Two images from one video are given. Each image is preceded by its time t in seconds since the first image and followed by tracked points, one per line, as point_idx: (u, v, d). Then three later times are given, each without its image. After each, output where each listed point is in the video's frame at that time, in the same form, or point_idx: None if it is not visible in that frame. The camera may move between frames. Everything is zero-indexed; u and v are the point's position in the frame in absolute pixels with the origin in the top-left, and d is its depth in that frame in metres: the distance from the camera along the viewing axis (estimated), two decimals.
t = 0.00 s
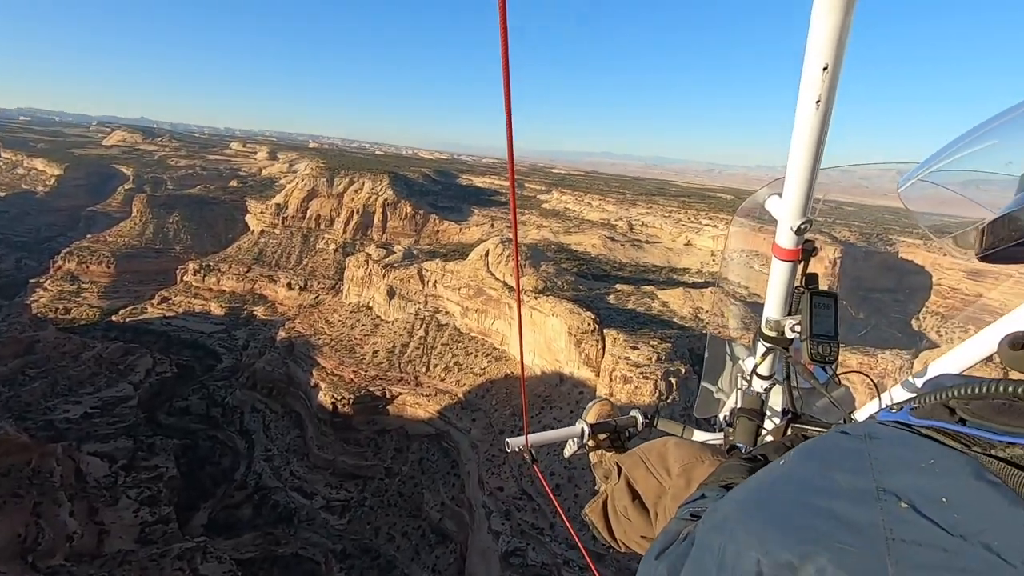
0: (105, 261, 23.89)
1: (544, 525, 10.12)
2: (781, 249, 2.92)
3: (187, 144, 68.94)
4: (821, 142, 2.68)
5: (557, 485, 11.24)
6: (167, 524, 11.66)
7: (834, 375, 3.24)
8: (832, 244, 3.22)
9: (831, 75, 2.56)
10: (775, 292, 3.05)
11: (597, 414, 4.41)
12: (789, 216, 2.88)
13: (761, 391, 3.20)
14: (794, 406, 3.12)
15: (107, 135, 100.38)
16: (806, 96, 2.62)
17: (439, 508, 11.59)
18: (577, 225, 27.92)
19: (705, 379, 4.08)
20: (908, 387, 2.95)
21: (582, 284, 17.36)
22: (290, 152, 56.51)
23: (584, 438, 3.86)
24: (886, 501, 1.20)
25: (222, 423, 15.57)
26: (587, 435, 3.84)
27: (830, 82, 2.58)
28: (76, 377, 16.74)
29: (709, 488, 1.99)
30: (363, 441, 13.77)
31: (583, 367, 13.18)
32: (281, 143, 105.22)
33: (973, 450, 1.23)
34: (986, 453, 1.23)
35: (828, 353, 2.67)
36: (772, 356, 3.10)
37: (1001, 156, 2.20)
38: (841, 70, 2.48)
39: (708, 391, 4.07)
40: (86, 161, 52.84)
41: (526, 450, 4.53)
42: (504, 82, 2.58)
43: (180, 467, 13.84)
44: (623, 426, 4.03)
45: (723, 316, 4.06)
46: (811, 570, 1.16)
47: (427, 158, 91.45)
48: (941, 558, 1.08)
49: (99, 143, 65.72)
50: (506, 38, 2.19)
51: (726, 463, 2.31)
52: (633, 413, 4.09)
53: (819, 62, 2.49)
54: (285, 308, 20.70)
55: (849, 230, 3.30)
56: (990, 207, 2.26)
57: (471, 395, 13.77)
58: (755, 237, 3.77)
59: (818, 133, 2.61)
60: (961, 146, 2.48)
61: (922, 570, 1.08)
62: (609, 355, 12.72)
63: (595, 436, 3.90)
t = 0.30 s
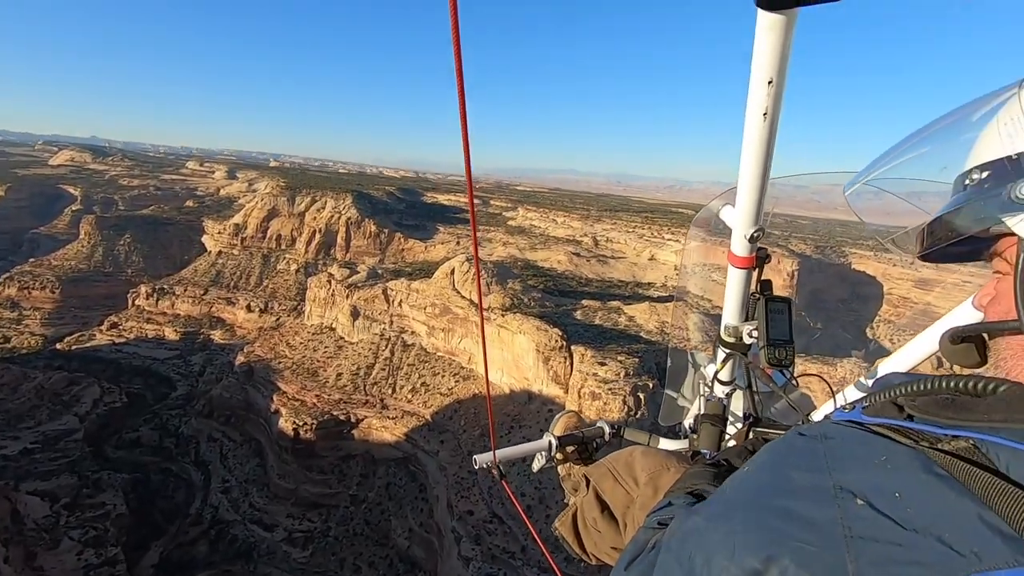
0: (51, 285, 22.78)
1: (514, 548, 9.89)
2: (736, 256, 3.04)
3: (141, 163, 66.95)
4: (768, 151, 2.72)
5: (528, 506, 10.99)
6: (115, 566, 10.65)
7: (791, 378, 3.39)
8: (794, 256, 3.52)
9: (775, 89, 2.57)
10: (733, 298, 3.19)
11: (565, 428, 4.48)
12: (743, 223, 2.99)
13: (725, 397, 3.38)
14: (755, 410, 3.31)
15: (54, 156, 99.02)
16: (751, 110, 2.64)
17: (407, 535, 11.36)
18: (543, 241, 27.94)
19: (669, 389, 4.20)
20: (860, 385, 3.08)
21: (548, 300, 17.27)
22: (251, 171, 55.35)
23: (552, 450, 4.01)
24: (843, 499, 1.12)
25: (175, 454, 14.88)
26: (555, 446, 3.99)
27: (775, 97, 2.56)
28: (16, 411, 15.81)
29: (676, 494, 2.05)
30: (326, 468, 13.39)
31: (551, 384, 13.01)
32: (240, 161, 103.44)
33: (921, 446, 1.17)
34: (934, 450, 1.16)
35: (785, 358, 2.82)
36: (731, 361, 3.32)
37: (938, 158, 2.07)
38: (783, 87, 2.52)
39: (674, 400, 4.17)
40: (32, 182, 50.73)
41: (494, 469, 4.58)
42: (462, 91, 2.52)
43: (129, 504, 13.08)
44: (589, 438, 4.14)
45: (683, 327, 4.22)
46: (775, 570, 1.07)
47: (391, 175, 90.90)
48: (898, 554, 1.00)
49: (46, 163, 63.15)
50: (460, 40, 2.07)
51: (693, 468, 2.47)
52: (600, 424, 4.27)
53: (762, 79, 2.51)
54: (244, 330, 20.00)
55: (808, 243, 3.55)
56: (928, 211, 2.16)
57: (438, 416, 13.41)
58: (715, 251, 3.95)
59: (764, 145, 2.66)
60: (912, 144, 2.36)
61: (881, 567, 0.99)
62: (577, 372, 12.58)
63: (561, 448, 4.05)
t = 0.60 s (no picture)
0: (12, 306, 21.97)
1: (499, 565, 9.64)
2: (708, 261, 2.94)
3: (110, 180, 65.56)
4: (735, 156, 2.57)
5: (512, 522, 10.73)
6: None
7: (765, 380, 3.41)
8: (769, 261, 3.49)
9: (742, 90, 2.41)
10: (707, 301, 3.12)
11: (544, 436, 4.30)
12: (712, 226, 2.86)
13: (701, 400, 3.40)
14: (732, 412, 3.35)
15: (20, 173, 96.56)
16: (717, 114, 2.49)
17: (387, 556, 11.18)
18: (521, 253, 27.84)
19: (647, 393, 4.07)
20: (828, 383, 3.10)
21: (528, 311, 17.12)
22: (224, 186, 54.44)
23: (531, 460, 3.86)
24: (818, 495, 1.13)
25: (144, 480, 14.44)
26: (535, 455, 3.87)
27: (740, 101, 2.41)
28: None
29: (655, 499, 1.96)
30: (303, 489, 13.00)
31: (533, 397, 12.82)
32: (213, 175, 101.81)
33: (892, 440, 1.17)
34: (905, 443, 1.16)
35: (760, 359, 2.85)
36: (707, 363, 3.26)
37: (908, 155, 1.99)
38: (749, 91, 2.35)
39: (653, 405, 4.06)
40: None
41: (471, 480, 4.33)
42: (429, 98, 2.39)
43: (95, 534, 12.81)
44: (569, 445, 4.00)
45: (655, 331, 4.18)
46: (754, 570, 1.06)
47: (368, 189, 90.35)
48: (871, 548, 1.00)
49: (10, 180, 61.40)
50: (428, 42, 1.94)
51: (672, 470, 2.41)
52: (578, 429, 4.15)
53: (727, 84, 2.34)
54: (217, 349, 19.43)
55: (780, 249, 3.50)
56: (895, 207, 2.10)
57: (419, 432, 13.09)
58: (688, 258, 3.84)
59: (731, 150, 2.51)
60: (872, 145, 2.28)
61: (859, 564, 0.99)
62: (558, 383, 12.40)
63: (542, 457, 3.92)
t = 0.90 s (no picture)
0: None
1: None
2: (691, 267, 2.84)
3: (89, 193, 64.50)
4: (716, 164, 2.47)
5: (502, 534, 10.56)
6: None
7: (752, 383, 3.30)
8: (755, 265, 3.42)
9: (721, 98, 2.27)
10: (688, 307, 3.04)
11: (533, 444, 4.16)
12: (695, 234, 2.76)
13: (686, 405, 3.28)
14: (718, 417, 3.22)
15: None
16: (695, 124, 2.34)
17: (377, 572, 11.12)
18: (507, 260, 27.72)
19: (634, 399, 3.94)
20: (813, 386, 2.99)
21: (516, 319, 16.96)
22: (206, 197, 53.75)
23: (520, 470, 3.69)
24: (804, 498, 1.16)
25: (125, 500, 14.13)
26: (524, 465, 3.70)
27: (720, 111, 2.29)
28: None
29: (648, 504, 2.04)
30: (289, 505, 12.78)
31: (522, 406, 12.65)
32: (194, 186, 100.91)
33: (873, 439, 1.22)
34: (888, 442, 1.20)
35: (745, 363, 2.75)
36: (693, 369, 3.17)
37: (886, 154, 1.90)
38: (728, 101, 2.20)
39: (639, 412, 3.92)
40: None
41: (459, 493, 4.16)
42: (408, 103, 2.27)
43: (73, 558, 12.56)
44: (557, 454, 3.83)
45: (640, 335, 4.04)
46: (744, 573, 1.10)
47: (353, 198, 89.82)
48: (858, 549, 1.04)
49: None
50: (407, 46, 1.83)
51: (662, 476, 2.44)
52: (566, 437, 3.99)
53: (705, 96, 2.20)
54: (199, 363, 19.05)
55: (765, 252, 3.44)
56: (876, 208, 2.00)
57: (406, 444, 12.90)
58: (675, 263, 3.72)
59: (711, 159, 2.39)
60: (845, 147, 2.19)
61: (845, 565, 1.03)
62: (547, 392, 12.24)
63: (530, 467, 3.74)
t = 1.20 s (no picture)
0: None
1: None
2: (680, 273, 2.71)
3: (74, 202, 63.73)
4: (702, 171, 2.35)
5: (496, 543, 10.40)
6: None
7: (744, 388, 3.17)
8: (745, 266, 3.33)
9: (706, 105, 2.18)
10: (678, 311, 2.88)
11: (528, 454, 4.01)
12: (682, 240, 2.64)
13: (679, 411, 3.15)
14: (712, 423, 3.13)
15: None
16: (679, 132, 2.26)
17: None
18: (498, 264, 27.61)
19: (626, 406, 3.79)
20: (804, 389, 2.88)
21: (507, 324, 16.80)
22: (194, 205, 53.29)
23: (515, 481, 3.56)
24: (794, 498, 1.12)
25: (111, 516, 13.85)
26: (518, 475, 3.54)
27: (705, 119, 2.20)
28: None
29: (639, 514, 1.96)
30: (279, 517, 12.52)
31: (514, 412, 12.50)
32: (182, 195, 100.18)
33: (861, 439, 1.19)
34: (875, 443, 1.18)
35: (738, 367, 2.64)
36: (685, 375, 3.04)
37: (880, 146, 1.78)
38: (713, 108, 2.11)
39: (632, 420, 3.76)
40: None
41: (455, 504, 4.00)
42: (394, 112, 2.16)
43: None
44: (552, 462, 3.69)
45: (632, 339, 3.89)
46: None
47: (342, 204, 89.47)
48: (851, 550, 0.99)
49: None
50: (385, 44, 1.71)
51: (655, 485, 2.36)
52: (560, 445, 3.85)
53: (688, 102, 2.11)
54: (186, 374, 18.75)
55: (756, 253, 3.35)
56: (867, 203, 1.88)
57: (398, 453, 12.74)
58: (665, 266, 3.62)
59: (698, 167, 2.28)
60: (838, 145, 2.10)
61: (837, 567, 0.99)
62: (540, 398, 12.08)
63: (525, 477, 3.59)
